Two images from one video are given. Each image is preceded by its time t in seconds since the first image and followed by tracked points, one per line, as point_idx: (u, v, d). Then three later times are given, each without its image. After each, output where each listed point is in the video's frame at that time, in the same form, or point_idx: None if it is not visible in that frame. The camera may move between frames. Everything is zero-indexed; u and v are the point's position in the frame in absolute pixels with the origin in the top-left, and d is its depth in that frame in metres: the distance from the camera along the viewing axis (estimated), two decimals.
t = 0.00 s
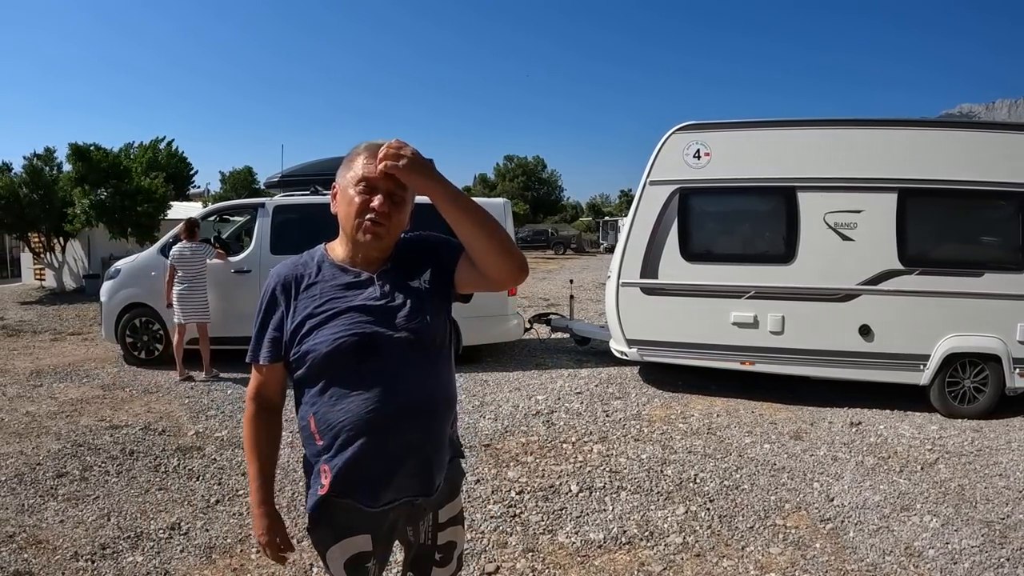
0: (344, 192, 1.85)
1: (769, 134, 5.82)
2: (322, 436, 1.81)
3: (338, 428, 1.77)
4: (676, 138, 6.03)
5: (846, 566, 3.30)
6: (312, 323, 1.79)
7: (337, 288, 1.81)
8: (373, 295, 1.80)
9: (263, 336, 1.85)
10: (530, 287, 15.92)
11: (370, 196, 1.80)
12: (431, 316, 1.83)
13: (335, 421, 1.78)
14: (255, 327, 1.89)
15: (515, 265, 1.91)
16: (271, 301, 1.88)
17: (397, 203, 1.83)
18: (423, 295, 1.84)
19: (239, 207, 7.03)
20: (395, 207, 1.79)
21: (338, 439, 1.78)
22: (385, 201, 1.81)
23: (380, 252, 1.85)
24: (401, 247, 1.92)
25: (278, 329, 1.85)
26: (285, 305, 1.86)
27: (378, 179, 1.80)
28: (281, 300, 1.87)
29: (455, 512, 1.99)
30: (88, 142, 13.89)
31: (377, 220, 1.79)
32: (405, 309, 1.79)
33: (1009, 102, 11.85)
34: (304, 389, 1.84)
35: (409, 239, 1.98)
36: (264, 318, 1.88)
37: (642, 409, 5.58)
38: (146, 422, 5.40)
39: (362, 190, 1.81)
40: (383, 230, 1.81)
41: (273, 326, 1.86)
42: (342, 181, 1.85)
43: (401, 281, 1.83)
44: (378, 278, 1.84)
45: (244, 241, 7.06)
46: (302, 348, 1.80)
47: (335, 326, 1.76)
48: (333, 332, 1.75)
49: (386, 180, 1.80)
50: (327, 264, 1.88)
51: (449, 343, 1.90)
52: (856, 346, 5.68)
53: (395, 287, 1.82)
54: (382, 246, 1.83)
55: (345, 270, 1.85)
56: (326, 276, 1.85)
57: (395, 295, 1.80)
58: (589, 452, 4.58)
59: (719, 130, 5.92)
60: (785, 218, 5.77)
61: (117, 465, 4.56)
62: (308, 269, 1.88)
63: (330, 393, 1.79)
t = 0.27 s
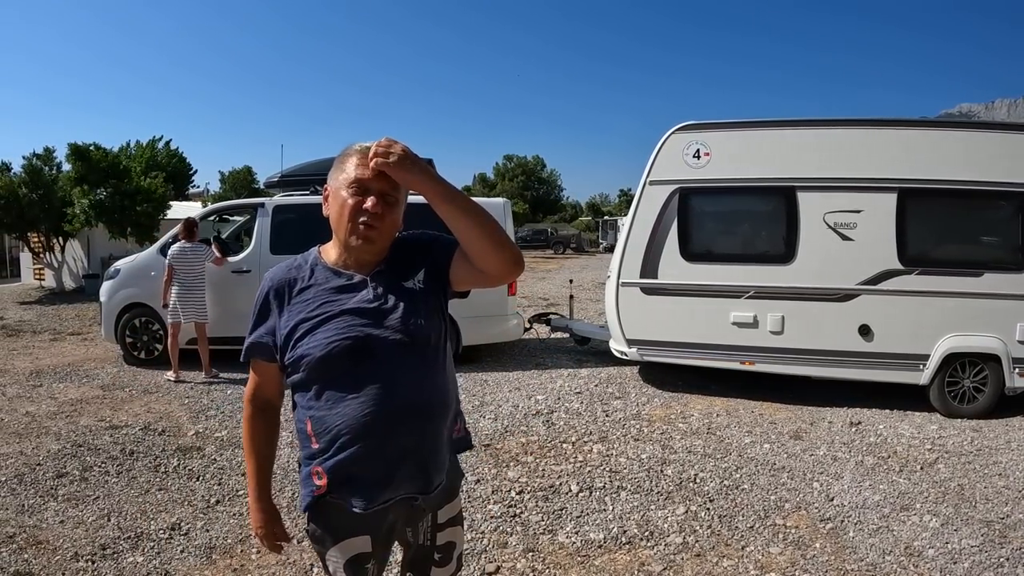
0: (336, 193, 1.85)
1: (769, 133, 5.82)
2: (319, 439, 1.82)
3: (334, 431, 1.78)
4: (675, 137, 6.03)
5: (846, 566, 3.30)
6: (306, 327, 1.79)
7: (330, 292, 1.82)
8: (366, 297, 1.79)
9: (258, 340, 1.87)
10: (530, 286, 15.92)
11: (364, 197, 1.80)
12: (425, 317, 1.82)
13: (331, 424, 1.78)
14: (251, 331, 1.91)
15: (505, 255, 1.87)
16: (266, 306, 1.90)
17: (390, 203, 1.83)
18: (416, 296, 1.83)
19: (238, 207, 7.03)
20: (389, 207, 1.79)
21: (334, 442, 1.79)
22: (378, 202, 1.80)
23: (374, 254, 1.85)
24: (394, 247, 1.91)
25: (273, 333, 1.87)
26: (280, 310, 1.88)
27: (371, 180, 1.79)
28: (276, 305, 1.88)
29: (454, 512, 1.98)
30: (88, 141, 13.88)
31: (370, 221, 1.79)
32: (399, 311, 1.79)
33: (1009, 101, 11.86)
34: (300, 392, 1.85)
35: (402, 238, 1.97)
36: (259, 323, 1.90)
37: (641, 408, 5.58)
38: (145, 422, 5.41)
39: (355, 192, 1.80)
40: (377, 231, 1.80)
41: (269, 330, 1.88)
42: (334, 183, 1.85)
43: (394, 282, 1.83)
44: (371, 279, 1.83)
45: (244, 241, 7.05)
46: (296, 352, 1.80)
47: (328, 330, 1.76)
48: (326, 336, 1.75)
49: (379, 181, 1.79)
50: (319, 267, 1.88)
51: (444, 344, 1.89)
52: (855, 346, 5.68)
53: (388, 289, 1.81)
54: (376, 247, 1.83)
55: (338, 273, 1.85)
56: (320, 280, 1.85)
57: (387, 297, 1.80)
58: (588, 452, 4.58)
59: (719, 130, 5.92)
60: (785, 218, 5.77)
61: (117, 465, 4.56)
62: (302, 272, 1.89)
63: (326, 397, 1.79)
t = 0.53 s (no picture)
0: (326, 197, 1.84)
1: (766, 133, 5.83)
2: (312, 441, 1.82)
3: (327, 433, 1.78)
4: (672, 137, 6.04)
5: (843, 565, 3.31)
6: (298, 330, 1.79)
7: (322, 294, 1.81)
8: (358, 299, 1.79)
9: (250, 343, 1.86)
10: (528, 285, 15.92)
11: (354, 201, 1.80)
12: (417, 319, 1.82)
13: (324, 426, 1.78)
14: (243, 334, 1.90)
15: (496, 254, 1.87)
16: (258, 309, 1.89)
17: (381, 206, 1.83)
18: (408, 298, 1.83)
19: (235, 207, 7.01)
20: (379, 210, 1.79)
21: (328, 445, 1.78)
22: (369, 205, 1.80)
23: (366, 256, 1.85)
24: (384, 247, 1.91)
25: (266, 336, 1.86)
26: (272, 312, 1.87)
27: (361, 183, 1.79)
28: (267, 308, 1.87)
29: (447, 512, 1.99)
30: (85, 141, 13.85)
31: (362, 225, 1.79)
32: (391, 312, 1.79)
33: (1006, 101, 11.90)
34: (293, 395, 1.85)
35: (392, 239, 1.97)
36: (251, 326, 1.89)
37: (639, 408, 5.58)
38: (142, 422, 5.40)
39: (345, 195, 1.80)
40: (368, 234, 1.80)
41: (262, 333, 1.87)
42: (323, 186, 1.84)
43: (386, 284, 1.82)
44: (362, 281, 1.83)
45: (240, 241, 7.04)
46: (289, 355, 1.80)
47: (320, 332, 1.76)
48: (318, 338, 1.75)
49: (369, 184, 1.79)
50: (311, 269, 1.88)
51: (436, 344, 1.89)
52: (852, 345, 5.69)
53: (380, 290, 1.81)
54: (368, 250, 1.83)
55: (328, 274, 1.85)
56: (311, 282, 1.84)
57: (379, 299, 1.79)
58: (585, 451, 4.58)
59: (715, 130, 5.93)
60: (782, 218, 5.78)
61: (114, 466, 4.56)
62: (293, 274, 1.88)
63: (319, 399, 1.79)
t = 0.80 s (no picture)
0: (317, 197, 1.82)
1: (757, 133, 5.84)
2: (305, 444, 1.80)
3: (320, 435, 1.77)
4: (664, 137, 6.05)
5: (835, 563, 3.32)
6: (290, 331, 1.77)
7: (314, 294, 1.80)
8: (351, 300, 1.78)
9: (239, 344, 1.84)
10: (520, 285, 15.93)
11: (346, 201, 1.78)
12: (408, 319, 1.82)
13: (317, 428, 1.77)
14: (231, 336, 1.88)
15: (488, 252, 1.87)
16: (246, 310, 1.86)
17: (373, 206, 1.81)
18: (400, 298, 1.84)
19: (227, 207, 6.98)
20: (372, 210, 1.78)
21: (321, 447, 1.77)
22: (361, 205, 1.79)
23: (357, 256, 1.83)
24: (376, 246, 1.91)
25: (257, 338, 1.84)
26: (261, 314, 1.85)
27: (353, 183, 1.77)
28: (256, 309, 1.85)
29: (440, 511, 1.99)
30: (76, 142, 13.79)
31: (355, 225, 1.78)
32: (384, 314, 1.78)
33: (997, 101, 11.96)
34: (284, 397, 1.83)
35: (382, 239, 1.97)
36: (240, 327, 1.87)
37: (632, 408, 5.58)
38: (134, 423, 5.37)
39: (337, 195, 1.78)
40: (361, 234, 1.79)
41: (252, 335, 1.84)
42: (315, 187, 1.82)
43: (377, 285, 1.82)
44: (354, 282, 1.82)
45: (232, 241, 7.02)
46: (282, 357, 1.78)
47: (313, 333, 1.75)
48: (311, 340, 1.74)
49: (361, 184, 1.78)
50: (301, 270, 1.86)
51: (427, 344, 1.89)
52: (843, 344, 5.71)
53: (372, 291, 1.81)
54: (360, 250, 1.82)
55: (320, 274, 1.84)
56: (302, 282, 1.83)
57: (372, 300, 1.79)
58: (577, 451, 4.58)
59: (707, 130, 5.94)
60: (773, 217, 5.79)
61: (106, 467, 4.53)
62: (284, 275, 1.87)
63: (311, 401, 1.78)
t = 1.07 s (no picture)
0: (305, 199, 1.80)
1: (743, 132, 5.86)
2: (292, 445, 1.79)
3: (308, 436, 1.75)
4: (651, 137, 6.06)
5: (823, 560, 3.34)
6: (277, 332, 1.76)
7: (300, 295, 1.79)
8: (338, 300, 1.78)
9: (225, 346, 1.82)
10: (508, 285, 15.93)
11: (335, 203, 1.77)
12: (395, 319, 1.82)
13: (305, 429, 1.75)
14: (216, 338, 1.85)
15: (476, 252, 1.88)
16: (232, 311, 1.84)
17: (361, 209, 1.81)
18: (387, 298, 1.83)
19: (213, 208, 6.94)
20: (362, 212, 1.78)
21: (309, 448, 1.76)
22: (350, 208, 1.78)
23: (346, 259, 1.82)
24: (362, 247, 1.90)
25: (243, 339, 1.82)
26: (247, 315, 1.83)
27: (342, 185, 1.77)
28: (242, 310, 1.83)
29: (428, 510, 1.98)
30: (61, 142, 13.69)
31: (344, 227, 1.77)
32: (371, 314, 1.77)
33: (982, 101, 12.07)
34: (271, 399, 1.81)
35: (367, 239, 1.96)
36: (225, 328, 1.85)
37: (620, 407, 5.59)
38: (121, 426, 5.33)
39: (325, 198, 1.77)
40: (350, 236, 1.78)
41: (238, 336, 1.83)
42: (302, 188, 1.81)
43: (364, 284, 1.82)
44: (341, 282, 1.81)
45: (219, 242, 6.97)
46: (268, 357, 1.77)
47: (301, 334, 1.73)
48: (298, 341, 1.73)
49: (351, 186, 1.78)
50: (287, 270, 1.85)
51: (413, 343, 1.88)
52: (830, 342, 5.74)
53: (359, 292, 1.80)
54: (349, 253, 1.81)
55: (307, 275, 1.82)
56: (288, 282, 1.82)
57: (359, 300, 1.79)
58: (565, 450, 4.59)
59: (693, 130, 5.96)
60: (760, 217, 5.82)
61: (93, 470, 4.50)
62: (270, 275, 1.85)
63: (298, 402, 1.76)
